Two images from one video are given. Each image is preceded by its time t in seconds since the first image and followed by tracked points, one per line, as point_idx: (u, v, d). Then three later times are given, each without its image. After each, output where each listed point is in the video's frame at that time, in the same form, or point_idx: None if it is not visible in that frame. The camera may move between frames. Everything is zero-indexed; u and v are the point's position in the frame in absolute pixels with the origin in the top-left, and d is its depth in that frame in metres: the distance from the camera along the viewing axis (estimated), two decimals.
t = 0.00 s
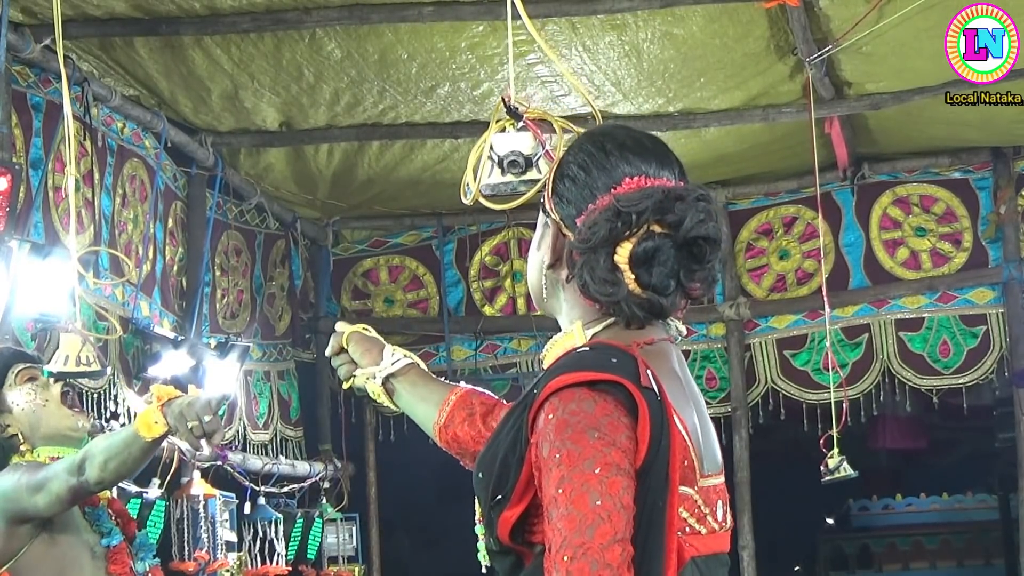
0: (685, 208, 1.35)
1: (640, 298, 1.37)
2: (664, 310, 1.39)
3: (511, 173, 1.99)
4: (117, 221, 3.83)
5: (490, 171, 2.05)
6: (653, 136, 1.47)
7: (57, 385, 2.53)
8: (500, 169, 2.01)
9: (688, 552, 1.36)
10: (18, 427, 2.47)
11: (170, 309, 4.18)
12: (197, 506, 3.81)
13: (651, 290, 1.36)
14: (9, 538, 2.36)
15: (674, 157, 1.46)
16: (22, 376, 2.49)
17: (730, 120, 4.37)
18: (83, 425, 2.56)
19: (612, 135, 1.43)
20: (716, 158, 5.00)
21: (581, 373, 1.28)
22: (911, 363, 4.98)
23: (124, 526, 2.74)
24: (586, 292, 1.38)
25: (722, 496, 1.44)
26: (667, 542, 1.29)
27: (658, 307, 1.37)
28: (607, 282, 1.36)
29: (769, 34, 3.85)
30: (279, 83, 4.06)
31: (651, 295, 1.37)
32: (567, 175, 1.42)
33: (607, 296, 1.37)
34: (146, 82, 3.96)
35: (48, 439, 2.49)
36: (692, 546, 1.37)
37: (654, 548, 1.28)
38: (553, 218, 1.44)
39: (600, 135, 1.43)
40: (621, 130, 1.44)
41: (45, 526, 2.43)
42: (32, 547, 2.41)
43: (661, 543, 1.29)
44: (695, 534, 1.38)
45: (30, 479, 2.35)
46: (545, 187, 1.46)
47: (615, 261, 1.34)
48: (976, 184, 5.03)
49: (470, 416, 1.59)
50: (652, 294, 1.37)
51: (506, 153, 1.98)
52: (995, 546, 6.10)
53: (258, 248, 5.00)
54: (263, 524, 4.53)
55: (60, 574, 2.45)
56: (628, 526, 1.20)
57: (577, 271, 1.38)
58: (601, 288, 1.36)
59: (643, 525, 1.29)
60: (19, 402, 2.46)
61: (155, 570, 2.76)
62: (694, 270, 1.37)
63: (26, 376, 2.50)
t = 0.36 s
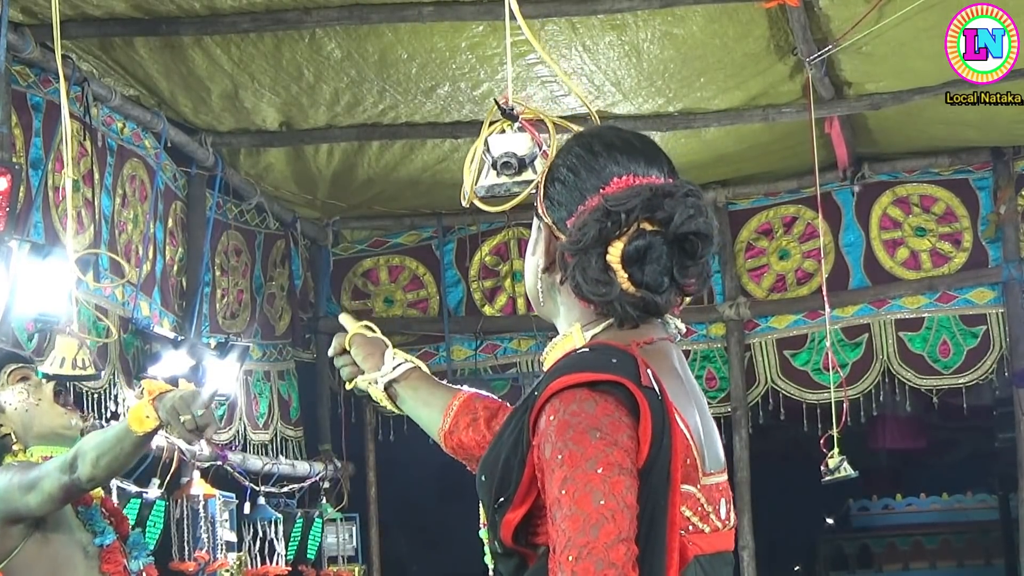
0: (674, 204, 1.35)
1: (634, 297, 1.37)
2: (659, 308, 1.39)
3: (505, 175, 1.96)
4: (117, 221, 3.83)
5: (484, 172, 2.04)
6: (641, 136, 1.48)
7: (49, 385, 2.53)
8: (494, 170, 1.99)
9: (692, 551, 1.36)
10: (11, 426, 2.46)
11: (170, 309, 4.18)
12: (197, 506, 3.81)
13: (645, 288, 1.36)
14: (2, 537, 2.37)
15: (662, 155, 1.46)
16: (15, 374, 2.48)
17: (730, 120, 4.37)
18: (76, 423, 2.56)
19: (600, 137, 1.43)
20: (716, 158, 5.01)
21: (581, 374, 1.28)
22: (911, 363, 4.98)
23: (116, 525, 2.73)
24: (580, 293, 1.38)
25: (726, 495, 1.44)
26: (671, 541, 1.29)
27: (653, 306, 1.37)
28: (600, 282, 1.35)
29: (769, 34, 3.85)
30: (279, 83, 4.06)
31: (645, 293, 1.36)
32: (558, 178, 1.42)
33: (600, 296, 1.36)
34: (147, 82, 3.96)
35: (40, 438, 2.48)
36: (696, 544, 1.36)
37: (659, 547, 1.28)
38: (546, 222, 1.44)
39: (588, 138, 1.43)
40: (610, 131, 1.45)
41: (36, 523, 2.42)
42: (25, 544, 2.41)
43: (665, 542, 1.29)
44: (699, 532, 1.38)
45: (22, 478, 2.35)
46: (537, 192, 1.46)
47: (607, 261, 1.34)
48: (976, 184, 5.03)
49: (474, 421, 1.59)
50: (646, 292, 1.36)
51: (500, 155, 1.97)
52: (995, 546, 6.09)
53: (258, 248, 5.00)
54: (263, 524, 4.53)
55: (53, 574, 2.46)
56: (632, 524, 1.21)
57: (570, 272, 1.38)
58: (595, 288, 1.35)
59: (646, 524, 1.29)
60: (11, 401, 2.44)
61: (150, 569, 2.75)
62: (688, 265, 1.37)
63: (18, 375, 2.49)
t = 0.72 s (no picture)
0: (672, 204, 1.34)
1: (633, 298, 1.37)
2: (659, 309, 1.39)
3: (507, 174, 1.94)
4: (117, 221, 3.83)
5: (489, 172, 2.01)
6: (639, 135, 1.48)
7: (48, 385, 2.53)
8: (496, 170, 1.96)
9: (695, 550, 1.36)
10: (10, 426, 2.45)
11: (170, 309, 4.18)
12: (197, 506, 3.81)
13: (644, 289, 1.36)
14: None
15: (661, 154, 1.46)
16: (15, 374, 2.49)
17: (730, 120, 4.37)
18: (75, 421, 2.57)
19: (598, 137, 1.43)
20: (716, 158, 5.01)
21: (581, 374, 1.28)
22: (911, 363, 4.98)
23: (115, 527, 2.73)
24: (579, 294, 1.38)
25: (728, 494, 1.44)
26: (673, 539, 1.29)
27: (652, 306, 1.37)
28: (599, 283, 1.35)
29: (769, 34, 3.85)
30: (279, 83, 4.06)
31: (644, 294, 1.36)
32: (556, 180, 1.43)
33: (599, 297, 1.36)
34: (147, 82, 3.96)
35: (38, 437, 2.48)
36: (698, 543, 1.37)
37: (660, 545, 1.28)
38: (545, 223, 1.44)
39: (586, 140, 1.43)
40: (608, 131, 1.45)
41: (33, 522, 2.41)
42: (21, 544, 2.42)
43: (667, 541, 1.29)
44: (701, 531, 1.38)
45: (20, 479, 2.35)
46: (537, 193, 1.47)
47: (606, 262, 1.34)
48: (976, 184, 5.03)
49: (477, 419, 1.59)
50: (645, 293, 1.36)
51: (503, 154, 1.95)
52: (995, 546, 6.09)
53: (258, 248, 5.00)
54: (263, 524, 4.53)
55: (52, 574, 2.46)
56: (634, 523, 1.21)
57: (569, 274, 1.39)
58: (594, 290, 1.36)
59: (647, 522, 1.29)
60: (10, 400, 2.45)
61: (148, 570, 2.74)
62: (688, 265, 1.37)
63: (17, 375, 2.49)
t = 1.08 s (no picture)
0: (680, 206, 1.34)
1: (639, 298, 1.37)
2: (665, 310, 1.39)
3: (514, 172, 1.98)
4: (117, 221, 3.83)
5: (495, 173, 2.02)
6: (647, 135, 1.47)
7: (53, 396, 2.47)
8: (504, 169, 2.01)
9: (697, 549, 1.36)
10: (12, 439, 2.41)
11: (170, 309, 4.18)
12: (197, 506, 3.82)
13: (650, 290, 1.36)
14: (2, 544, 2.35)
15: (668, 154, 1.46)
16: (23, 388, 2.42)
17: (730, 120, 4.37)
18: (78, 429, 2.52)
19: (606, 137, 1.43)
20: (716, 158, 5.01)
21: (582, 373, 1.28)
22: (911, 363, 4.98)
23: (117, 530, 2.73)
24: (585, 295, 1.38)
25: (731, 492, 1.44)
26: (674, 539, 1.29)
27: (657, 308, 1.37)
28: (604, 284, 1.35)
29: (769, 34, 3.85)
30: (279, 83, 4.06)
31: (650, 295, 1.37)
32: (563, 179, 1.43)
33: (605, 297, 1.36)
34: (147, 82, 3.96)
35: (40, 448, 2.42)
36: (700, 542, 1.37)
37: (662, 544, 1.28)
38: (552, 222, 1.44)
39: (594, 139, 1.43)
40: (615, 131, 1.44)
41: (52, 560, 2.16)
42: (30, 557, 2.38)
43: (668, 541, 1.29)
44: (703, 530, 1.38)
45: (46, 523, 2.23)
46: (543, 192, 1.47)
47: (612, 263, 1.34)
48: (976, 184, 5.03)
49: (478, 413, 1.59)
50: (651, 294, 1.36)
51: (508, 152, 2.00)
52: (995, 546, 6.09)
53: (258, 248, 5.00)
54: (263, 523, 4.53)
55: None
56: (634, 523, 1.21)
57: (575, 274, 1.39)
58: (599, 291, 1.36)
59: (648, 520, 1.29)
60: (14, 413, 2.40)
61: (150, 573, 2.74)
62: (693, 267, 1.37)
63: (26, 388, 2.43)
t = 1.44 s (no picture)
0: (680, 206, 1.34)
1: (639, 298, 1.37)
2: (664, 309, 1.39)
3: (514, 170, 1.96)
4: (117, 221, 3.83)
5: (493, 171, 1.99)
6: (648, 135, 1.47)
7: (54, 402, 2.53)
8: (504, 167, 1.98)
9: (695, 547, 1.36)
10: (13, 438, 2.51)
11: (170, 309, 4.18)
12: (197, 506, 3.82)
13: (650, 290, 1.36)
14: None
15: (670, 154, 1.46)
16: (29, 390, 2.50)
17: (730, 120, 4.36)
18: (75, 435, 2.56)
19: (607, 136, 1.43)
20: (716, 158, 5.01)
21: (577, 371, 1.28)
22: (911, 363, 4.98)
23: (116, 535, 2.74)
24: (584, 295, 1.38)
25: (729, 490, 1.44)
26: (671, 537, 1.29)
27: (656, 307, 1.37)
28: (604, 284, 1.36)
29: (769, 34, 3.85)
30: (278, 83, 4.06)
31: (650, 294, 1.37)
32: (564, 178, 1.43)
33: (604, 297, 1.36)
34: (147, 82, 3.96)
35: (38, 448, 2.51)
36: (698, 540, 1.36)
37: (658, 542, 1.28)
38: (552, 221, 1.44)
39: (595, 139, 1.43)
40: (617, 130, 1.44)
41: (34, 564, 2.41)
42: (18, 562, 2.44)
43: (665, 539, 1.29)
44: (701, 528, 1.38)
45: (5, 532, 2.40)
46: (545, 190, 1.47)
47: (611, 263, 1.34)
48: (976, 184, 5.03)
49: (477, 403, 1.60)
50: (651, 293, 1.37)
51: (508, 151, 1.98)
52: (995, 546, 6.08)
53: (257, 248, 5.00)
54: (263, 524, 4.53)
55: None
56: (630, 520, 1.20)
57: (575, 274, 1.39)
58: (599, 291, 1.36)
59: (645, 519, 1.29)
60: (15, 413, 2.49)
61: None
62: (693, 267, 1.37)
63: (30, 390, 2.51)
